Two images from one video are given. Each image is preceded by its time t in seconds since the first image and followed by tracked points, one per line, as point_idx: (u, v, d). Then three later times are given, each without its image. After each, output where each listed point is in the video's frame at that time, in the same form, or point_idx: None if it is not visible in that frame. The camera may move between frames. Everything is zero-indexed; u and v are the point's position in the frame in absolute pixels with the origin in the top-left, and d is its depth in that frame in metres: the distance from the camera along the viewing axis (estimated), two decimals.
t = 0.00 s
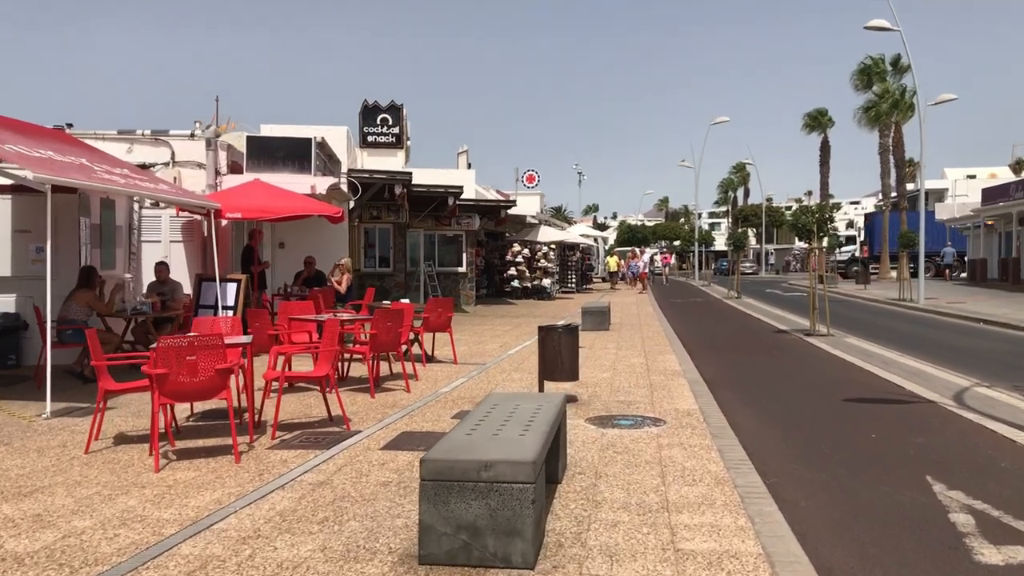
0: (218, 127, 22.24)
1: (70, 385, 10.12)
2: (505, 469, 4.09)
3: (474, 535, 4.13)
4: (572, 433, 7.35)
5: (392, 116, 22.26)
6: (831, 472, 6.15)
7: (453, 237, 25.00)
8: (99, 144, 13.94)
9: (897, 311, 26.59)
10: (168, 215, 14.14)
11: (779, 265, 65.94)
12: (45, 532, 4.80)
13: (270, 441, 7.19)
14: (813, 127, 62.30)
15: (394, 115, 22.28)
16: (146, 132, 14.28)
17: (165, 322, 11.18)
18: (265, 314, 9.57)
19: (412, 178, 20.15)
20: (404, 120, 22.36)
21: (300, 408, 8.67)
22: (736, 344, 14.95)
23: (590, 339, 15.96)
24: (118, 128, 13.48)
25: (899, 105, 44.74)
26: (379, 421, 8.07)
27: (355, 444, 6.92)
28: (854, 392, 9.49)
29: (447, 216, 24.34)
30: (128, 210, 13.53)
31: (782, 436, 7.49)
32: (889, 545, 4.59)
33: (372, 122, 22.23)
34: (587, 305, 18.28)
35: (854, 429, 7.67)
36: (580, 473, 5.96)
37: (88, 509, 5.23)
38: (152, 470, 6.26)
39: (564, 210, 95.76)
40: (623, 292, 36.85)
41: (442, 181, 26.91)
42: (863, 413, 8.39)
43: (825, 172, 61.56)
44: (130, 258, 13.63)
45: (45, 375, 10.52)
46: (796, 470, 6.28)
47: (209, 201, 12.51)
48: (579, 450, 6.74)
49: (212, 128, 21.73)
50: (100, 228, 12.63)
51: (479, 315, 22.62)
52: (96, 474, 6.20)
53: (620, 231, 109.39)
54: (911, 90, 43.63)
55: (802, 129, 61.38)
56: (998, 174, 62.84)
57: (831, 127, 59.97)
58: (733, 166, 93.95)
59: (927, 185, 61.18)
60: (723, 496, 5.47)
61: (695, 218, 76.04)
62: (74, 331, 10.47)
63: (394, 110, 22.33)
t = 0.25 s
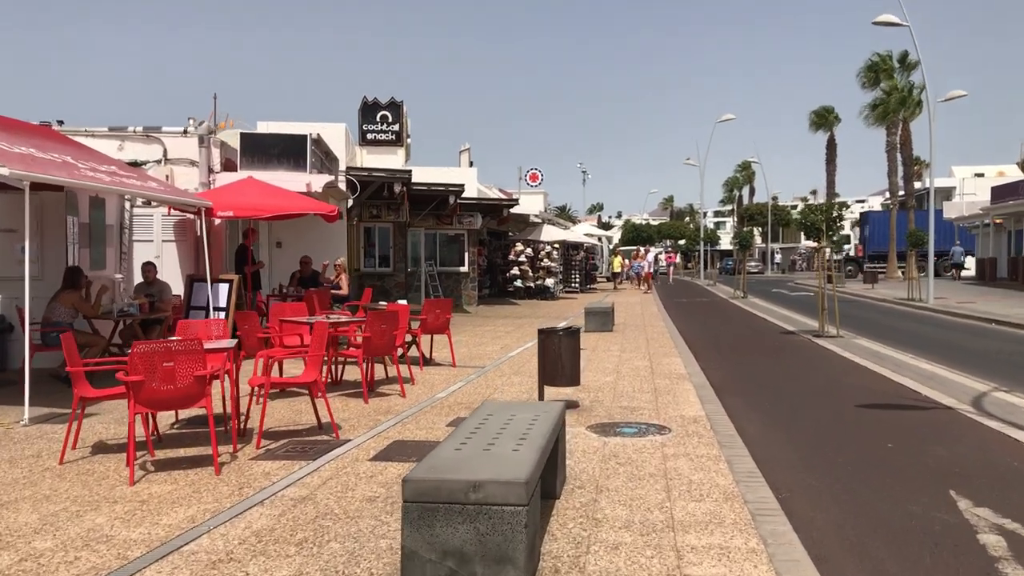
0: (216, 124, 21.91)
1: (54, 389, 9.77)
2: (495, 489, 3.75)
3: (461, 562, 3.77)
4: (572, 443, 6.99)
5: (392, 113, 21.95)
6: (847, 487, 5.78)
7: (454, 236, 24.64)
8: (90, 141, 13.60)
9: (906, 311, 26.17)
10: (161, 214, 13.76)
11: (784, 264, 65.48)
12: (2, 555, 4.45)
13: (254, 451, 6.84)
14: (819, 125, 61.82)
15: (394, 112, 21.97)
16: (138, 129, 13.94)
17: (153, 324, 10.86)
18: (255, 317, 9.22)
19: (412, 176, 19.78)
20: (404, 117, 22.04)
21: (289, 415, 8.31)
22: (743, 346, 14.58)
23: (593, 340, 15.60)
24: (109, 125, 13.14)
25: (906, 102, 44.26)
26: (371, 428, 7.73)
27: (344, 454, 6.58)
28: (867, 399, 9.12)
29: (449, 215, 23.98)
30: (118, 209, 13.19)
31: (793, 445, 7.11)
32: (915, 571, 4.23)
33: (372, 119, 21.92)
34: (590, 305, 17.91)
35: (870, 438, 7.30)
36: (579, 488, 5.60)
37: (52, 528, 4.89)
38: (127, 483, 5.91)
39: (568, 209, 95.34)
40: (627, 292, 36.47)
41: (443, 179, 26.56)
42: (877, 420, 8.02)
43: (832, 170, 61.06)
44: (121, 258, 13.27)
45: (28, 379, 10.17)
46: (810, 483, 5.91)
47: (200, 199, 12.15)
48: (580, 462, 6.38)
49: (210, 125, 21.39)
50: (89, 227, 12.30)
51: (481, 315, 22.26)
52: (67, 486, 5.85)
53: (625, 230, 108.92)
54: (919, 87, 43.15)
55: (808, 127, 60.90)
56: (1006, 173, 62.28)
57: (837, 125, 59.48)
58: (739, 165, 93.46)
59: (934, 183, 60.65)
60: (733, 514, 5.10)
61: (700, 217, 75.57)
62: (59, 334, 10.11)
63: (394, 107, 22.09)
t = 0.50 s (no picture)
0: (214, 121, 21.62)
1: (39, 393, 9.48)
2: (482, 510, 3.42)
3: None
4: (571, 451, 6.66)
5: (393, 110, 21.62)
6: (862, 501, 5.44)
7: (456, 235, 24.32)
8: (82, 138, 13.32)
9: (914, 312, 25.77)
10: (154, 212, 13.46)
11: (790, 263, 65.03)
12: None
13: (238, 459, 6.52)
14: (825, 123, 61.33)
15: (395, 109, 21.63)
16: (131, 125, 13.65)
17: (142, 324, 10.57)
18: (245, 318, 8.91)
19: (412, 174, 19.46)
20: (405, 114, 21.71)
21: (278, 420, 8.00)
22: (749, 347, 14.24)
23: (596, 341, 15.25)
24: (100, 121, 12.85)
25: (914, 100, 43.78)
26: (362, 434, 7.42)
27: (331, 463, 6.26)
28: (878, 404, 8.77)
29: (450, 214, 23.66)
30: (111, 206, 12.89)
31: (803, 454, 6.78)
32: None
33: (372, 116, 21.58)
34: (593, 305, 17.57)
35: (883, 447, 6.96)
36: (577, 501, 5.27)
37: (13, 544, 4.58)
38: (100, 494, 5.58)
39: (573, 209, 94.94)
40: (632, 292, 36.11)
41: (445, 178, 26.24)
42: (891, 427, 7.68)
43: (838, 169, 60.56)
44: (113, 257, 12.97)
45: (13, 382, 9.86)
46: (823, 497, 5.56)
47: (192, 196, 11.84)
48: (579, 472, 6.05)
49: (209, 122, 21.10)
50: (80, 225, 12.00)
51: (483, 315, 21.94)
52: (37, 498, 5.54)
53: (630, 229, 108.49)
54: (927, 85, 42.68)
55: (814, 125, 60.44)
56: (1014, 171, 61.76)
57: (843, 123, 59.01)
58: (744, 164, 92.97)
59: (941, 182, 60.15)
60: (741, 531, 4.77)
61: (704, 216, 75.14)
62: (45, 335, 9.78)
63: (395, 104, 21.81)
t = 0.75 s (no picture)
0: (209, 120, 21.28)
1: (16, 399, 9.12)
2: (459, 537, 3.07)
3: None
4: (567, 463, 6.30)
5: (390, 109, 21.27)
6: (877, 519, 5.07)
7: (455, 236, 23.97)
8: (68, 136, 12.98)
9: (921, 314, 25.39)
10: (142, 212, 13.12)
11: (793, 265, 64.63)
12: None
13: (214, 470, 6.16)
14: (829, 124, 60.96)
15: (393, 109, 21.29)
16: (119, 123, 13.31)
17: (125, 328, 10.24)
18: (228, 321, 8.57)
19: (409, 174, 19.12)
20: (403, 114, 21.37)
21: (262, 429, 7.64)
22: (753, 351, 13.87)
23: (596, 344, 14.88)
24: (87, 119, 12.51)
25: (918, 100, 43.39)
26: (348, 444, 7.06)
27: (311, 476, 5.90)
28: (890, 412, 8.40)
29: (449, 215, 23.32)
30: (97, 207, 12.56)
31: (812, 466, 6.40)
32: None
33: (369, 115, 21.25)
34: (594, 307, 17.19)
35: (897, 458, 6.58)
36: (571, 519, 4.90)
37: None
38: (61, 510, 5.21)
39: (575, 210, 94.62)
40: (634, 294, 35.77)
41: (445, 178, 25.89)
42: (904, 436, 7.29)
43: (841, 170, 60.14)
44: (100, 258, 12.67)
45: None
46: (835, 514, 5.20)
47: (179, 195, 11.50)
48: (574, 486, 5.70)
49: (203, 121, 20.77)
50: (64, 225, 11.65)
51: (482, 317, 21.59)
52: None
53: (632, 231, 108.12)
54: (932, 85, 42.29)
55: (818, 126, 60.06)
56: (1019, 173, 61.39)
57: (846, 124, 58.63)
58: (747, 165, 92.60)
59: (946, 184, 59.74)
60: (747, 553, 4.40)
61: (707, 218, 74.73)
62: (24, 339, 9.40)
63: (392, 103, 21.45)
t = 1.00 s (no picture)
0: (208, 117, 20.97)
1: None
2: None
3: None
4: (567, 477, 5.96)
5: (391, 106, 20.93)
6: (899, 542, 4.73)
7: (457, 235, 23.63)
8: (58, 133, 12.67)
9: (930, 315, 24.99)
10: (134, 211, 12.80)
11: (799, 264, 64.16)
12: None
13: (194, 484, 5.84)
14: (836, 121, 60.45)
15: (394, 106, 20.96)
16: (111, 120, 12.99)
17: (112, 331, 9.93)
18: (217, 325, 8.21)
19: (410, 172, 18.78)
20: (404, 111, 21.03)
21: (248, 438, 7.32)
22: (760, 354, 13.51)
23: (600, 346, 14.53)
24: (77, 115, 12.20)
25: (927, 98, 42.95)
26: (337, 455, 6.73)
27: (295, 492, 5.58)
28: (905, 420, 8.04)
29: (451, 213, 22.98)
30: (87, 206, 12.25)
31: (826, 481, 6.06)
32: None
33: (370, 113, 20.91)
34: (598, 307, 16.83)
35: (916, 471, 6.24)
36: (568, 542, 4.57)
37: None
38: (25, 530, 4.88)
39: (579, 209, 94.21)
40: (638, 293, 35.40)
41: (447, 176, 25.56)
42: (922, 448, 6.94)
43: (848, 168, 59.63)
44: (90, 259, 12.36)
45: None
46: (852, 536, 4.85)
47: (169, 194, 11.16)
48: (574, 503, 5.36)
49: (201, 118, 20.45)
50: (52, 224, 11.34)
51: (484, 318, 21.25)
52: None
53: (637, 230, 107.65)
54: (941, 82, 41.83)
55: (825, 124, 59.60)
56: None
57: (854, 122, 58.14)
58: (753, 164, 92.07)
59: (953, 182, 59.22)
60: None
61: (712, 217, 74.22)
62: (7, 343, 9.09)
63: (392, 100, 21.09)
